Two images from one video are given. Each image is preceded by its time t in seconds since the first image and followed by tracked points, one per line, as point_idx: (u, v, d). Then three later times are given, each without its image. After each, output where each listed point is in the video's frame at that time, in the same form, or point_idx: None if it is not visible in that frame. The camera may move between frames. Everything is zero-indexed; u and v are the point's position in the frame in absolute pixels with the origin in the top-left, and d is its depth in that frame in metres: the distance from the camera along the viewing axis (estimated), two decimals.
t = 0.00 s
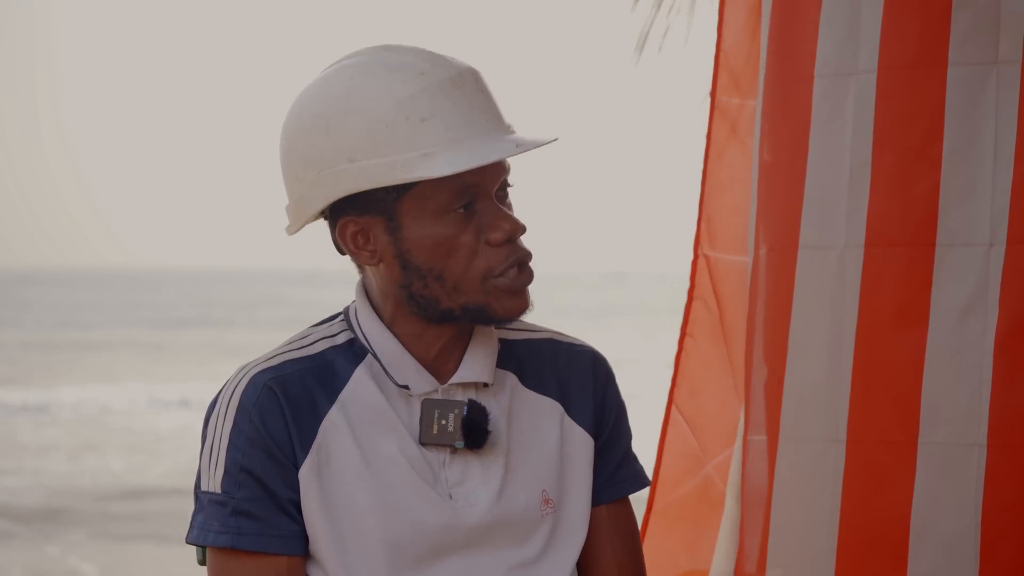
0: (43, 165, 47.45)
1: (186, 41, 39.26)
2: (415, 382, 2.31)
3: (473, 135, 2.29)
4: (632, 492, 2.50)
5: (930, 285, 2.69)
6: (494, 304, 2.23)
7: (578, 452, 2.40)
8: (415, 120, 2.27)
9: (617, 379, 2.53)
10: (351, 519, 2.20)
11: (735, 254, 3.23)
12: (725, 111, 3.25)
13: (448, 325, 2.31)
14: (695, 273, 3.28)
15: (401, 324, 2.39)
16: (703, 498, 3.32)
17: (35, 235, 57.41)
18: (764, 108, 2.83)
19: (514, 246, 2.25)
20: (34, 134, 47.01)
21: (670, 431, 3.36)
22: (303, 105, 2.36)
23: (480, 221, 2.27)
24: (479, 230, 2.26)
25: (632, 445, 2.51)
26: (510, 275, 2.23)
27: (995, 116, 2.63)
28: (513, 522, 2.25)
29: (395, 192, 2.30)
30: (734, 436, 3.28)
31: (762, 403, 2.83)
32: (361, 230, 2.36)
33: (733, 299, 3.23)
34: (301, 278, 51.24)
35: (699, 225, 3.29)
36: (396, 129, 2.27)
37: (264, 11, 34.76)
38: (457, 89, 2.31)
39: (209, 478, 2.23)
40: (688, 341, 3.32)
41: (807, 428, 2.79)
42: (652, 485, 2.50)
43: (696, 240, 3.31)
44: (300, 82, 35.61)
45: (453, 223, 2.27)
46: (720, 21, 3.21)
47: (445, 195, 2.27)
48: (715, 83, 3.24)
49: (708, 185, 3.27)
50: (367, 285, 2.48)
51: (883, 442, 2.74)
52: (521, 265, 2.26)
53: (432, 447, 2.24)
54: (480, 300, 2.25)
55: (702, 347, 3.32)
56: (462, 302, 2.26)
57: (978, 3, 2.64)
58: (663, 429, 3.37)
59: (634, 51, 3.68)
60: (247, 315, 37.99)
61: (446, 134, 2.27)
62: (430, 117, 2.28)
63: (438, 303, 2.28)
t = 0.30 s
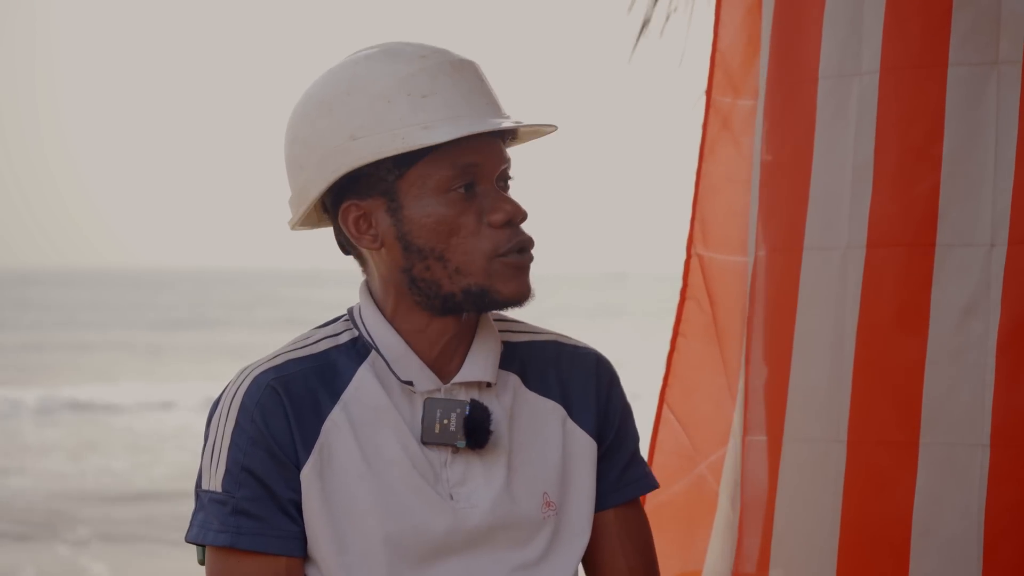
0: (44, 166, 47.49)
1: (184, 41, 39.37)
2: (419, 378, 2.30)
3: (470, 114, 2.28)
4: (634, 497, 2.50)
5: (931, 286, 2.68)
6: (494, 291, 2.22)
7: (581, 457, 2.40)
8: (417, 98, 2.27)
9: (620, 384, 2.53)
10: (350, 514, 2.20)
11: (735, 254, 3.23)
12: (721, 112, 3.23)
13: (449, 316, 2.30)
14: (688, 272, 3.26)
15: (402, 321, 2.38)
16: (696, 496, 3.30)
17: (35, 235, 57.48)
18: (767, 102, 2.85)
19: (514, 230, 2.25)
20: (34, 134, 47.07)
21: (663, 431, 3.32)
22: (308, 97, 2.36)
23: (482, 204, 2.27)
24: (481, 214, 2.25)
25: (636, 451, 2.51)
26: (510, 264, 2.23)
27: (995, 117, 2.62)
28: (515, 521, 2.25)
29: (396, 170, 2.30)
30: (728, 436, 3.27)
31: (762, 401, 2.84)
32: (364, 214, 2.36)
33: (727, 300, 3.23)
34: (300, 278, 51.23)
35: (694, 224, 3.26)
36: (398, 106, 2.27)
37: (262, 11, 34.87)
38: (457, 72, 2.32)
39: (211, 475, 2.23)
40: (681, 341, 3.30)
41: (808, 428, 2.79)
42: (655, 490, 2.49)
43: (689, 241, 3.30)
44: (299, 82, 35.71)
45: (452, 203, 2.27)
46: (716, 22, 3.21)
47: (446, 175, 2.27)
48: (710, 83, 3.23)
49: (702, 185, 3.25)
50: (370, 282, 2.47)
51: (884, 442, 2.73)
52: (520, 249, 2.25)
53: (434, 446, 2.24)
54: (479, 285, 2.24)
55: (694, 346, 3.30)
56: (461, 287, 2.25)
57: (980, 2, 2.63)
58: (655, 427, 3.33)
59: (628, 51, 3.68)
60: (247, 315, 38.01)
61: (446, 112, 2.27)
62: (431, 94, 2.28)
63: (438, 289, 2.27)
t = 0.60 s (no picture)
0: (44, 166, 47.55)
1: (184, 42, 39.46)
2: (420, 378, 2.30)
3: (477, 114, 2.29)
4: (632, 498, 2.50)
5: (930, 286, 2.67)
6: (498, 290, 2.22)
7: (579, 457, 2.40)
8: (427, 94, 2.28)
9: (618, 386, 2.53)
10: (351, 514, 2.20)
11: (738, 254, 3.17)
12: (726, 111, 3.18)
13: (453, 315, 2.30)
14: (696, 272, 3.17)
15: (403, 319, 2.39)
16: (705, 497, 3.22)
17: (35, 235, 57.53)
18: (767, 100, 2.86)
19: (521, 231, 2.25)
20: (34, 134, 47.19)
21: (674, 431, 3.23)
22: (318, 93, 2.36)
23: (489, 203, 2.27)
24: (487, 214, 2.26)
25: (634, 453, 2.51)
26: (515, 262, 2.23)
27: (993, 117, 2.61)
28: (516, 521, 2.26)
29: (404, 167, 2.30)
30: (736, 437, 3.19)
31: (763, 402, 2.85)
32: (370, 211, 2.36)
33: (735, 301, 3.17)
34: (300, 278, 51.28)
35: (699, 223, 3.19)
36: (407, 103, 2.28)
37: (261, 11, 34.93)
38: (468, 73, 2.34)
39: (212, 475, 2.23)
40: (689, 341, 3.22)
41: (810, 427, 2.79)
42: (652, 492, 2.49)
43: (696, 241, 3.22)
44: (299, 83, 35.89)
45: (459, 202, 2.27)
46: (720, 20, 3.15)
47: (453, 175, 2.28)
48: (715, 82, 3.17)
49: (708, 185, 3.17)
50: (374, 283, 2.46)
51: (883, 442, 2.72)
52: (527, 250, 2.25)
53: (435, 445, 2.24)
54: (482, 284, 2.23)
55: (704, 348, 3.22)
56: (465, 285, 2.25)
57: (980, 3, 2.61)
58: (666, 429, 3.24)
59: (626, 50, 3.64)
60: (248, 315, 38.04)
61: (456, 112, 2.27)
62: (442, 93, 2.29)
63: (443, 288, 2.27)
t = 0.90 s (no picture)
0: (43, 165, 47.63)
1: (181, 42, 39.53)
2: (420, 378, 2.30)
3: (477, 117, 2.28)
4: (633, 498, 2.50)
5: (932, 286, 2.61)
6: (500, 290, 2.22)
7: (579, 457, 2.40)
8: (424, 98, 2.28)
9: (618, 386, 2.53)
10: (352, 514, 2.20)
11: (745, 255, 3.10)
12: (731, 114, 3.11)
13: (454, 316, 2.30)
14: (702, 274, 3.12)
15: (405, 320, 2.38)
16: (713, 497, 3.17)
17: (34, 235, 57.60)
18: (771, 102, 2.81)
19: (520, 232, 2.25)
20: (33, 134, 47.28)
21: (681, 431, 3.18)
22: (318, 94, 2.36)
23: (489, 205, 2.27)
24: (487, 215, 2.26)
25: (634, 453, 2.51)
26: (516, 262, 2.23)
27: (995, 117, 2.54)
28: (515, 522, 2.25)
29: (402, 171, 2.30)
30: (745, 438, 3.14)
31: (767, 406, 2.81)
32: (370, 213, 2.36)
33: (741, 301, 3.10)
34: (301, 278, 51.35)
35: (705, 223, 3.13)
36: (405, 106, 2.27)
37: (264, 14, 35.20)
38: (467, 74, 2.33)
39: (213, 474, 2.23)
40: (696, 342, 3.15)
41: (813, 429, 2.74)
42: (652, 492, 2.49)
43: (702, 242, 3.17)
44: (299, 84, 35.96)
45: (459, 205, 2.27)
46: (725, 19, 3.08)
47: (452, 177, 2.27)
48: (722, 83, 3.09)
49: (714, 186, 3.12)
50: (374, 283, 2.45)
51: (884, 443, 2.66)
52: (527, 249, 2.26)
53: (435, 446, 2.24)
54: (484, 286, 2.24)
55: (711, 349, 3.15)
56: (467, 286, 2.25)
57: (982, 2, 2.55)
58: (672, 429, 3.19)
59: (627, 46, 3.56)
60: (249, 315, 38.13)
61: (453, 115, 2.27)
62: (439, 96, 2.28)
63: (444, 289, 2.27)
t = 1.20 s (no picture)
0: (42, 165, 47.69)
1: (181, 41, 39.54)
2: (422, 379, 2.30)
3: (476, 123, 2.28)
4: (632, 495, 2.50)
5: (931, 286, 2.60)
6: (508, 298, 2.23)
7: (579, 455, 2.41)
8: (417, 109, 2.28)
9: (619, 384, 2.53)
10: (354, 513, 2.20)
11: (745, 255, 3.10)
12: (728, 113, 3.11)
13: (459, 320, 2.30)
14: (700, 273, 3.13)
15: (408, 321, 2.39)
16: (711, 495, 3.17)
17: (33, 234, 57.66)
18: (772, 106, 2.82)
19: (522, 236, 2.26)
20: (33, 133, 47.36)
21: (678, 433, 3.19)
22: (314, 101, 2.36)
23: (490, 211, 2.27)
24: (488, 219, 2.26)
25: (634, 450, 2.51)
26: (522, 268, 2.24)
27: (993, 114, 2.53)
28: (516, 520, 2.26)
29: (401, 184, 2.31)
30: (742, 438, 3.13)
31: (766, 406, 2.82)
32: (373, 226, 2.36)
33: (740, 303, 3.10)
34: (300, 279, 51.39)
35: (703, 223, 3.13)
36: (401, 117, 2.28)
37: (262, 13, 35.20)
38: (461, 76, 2.33)
39: (213, 466, 2.23)
40: (694, 342, 3.15)
41: (814, 429, 2.74)
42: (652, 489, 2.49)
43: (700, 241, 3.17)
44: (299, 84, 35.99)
45: (460, 212, 2.27)
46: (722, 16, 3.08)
47: (451, 184, 2.27)
48: (720, 81, 3.09)
49: (712, 184, 3.11)
50: (375, 284, 2.46)
51: (883, 443, 2.66)
52: (529, 250, 2.27)
53: (436, 446, 2.24)
54: (492, 295, 2.25)
55: (710, 350, 3.16)
56: (474, 297, 2.26)
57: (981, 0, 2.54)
58: (670, 431, 3.19)
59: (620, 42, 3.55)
60: (248, 315, 38.19)
61: (449, 121, 2.27)
62: (430, 105, 2.29)
63: (450, 298, 2.28)
